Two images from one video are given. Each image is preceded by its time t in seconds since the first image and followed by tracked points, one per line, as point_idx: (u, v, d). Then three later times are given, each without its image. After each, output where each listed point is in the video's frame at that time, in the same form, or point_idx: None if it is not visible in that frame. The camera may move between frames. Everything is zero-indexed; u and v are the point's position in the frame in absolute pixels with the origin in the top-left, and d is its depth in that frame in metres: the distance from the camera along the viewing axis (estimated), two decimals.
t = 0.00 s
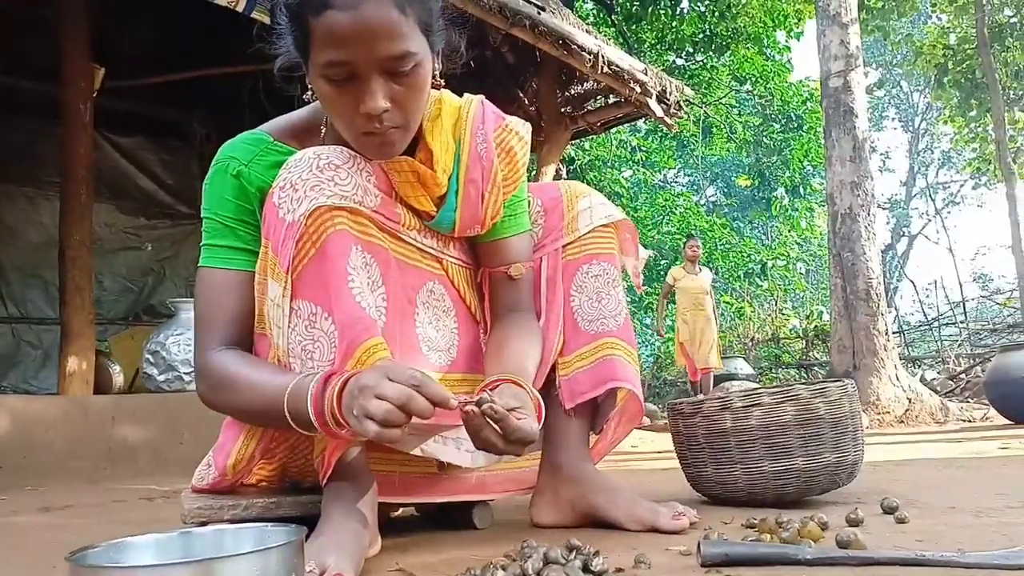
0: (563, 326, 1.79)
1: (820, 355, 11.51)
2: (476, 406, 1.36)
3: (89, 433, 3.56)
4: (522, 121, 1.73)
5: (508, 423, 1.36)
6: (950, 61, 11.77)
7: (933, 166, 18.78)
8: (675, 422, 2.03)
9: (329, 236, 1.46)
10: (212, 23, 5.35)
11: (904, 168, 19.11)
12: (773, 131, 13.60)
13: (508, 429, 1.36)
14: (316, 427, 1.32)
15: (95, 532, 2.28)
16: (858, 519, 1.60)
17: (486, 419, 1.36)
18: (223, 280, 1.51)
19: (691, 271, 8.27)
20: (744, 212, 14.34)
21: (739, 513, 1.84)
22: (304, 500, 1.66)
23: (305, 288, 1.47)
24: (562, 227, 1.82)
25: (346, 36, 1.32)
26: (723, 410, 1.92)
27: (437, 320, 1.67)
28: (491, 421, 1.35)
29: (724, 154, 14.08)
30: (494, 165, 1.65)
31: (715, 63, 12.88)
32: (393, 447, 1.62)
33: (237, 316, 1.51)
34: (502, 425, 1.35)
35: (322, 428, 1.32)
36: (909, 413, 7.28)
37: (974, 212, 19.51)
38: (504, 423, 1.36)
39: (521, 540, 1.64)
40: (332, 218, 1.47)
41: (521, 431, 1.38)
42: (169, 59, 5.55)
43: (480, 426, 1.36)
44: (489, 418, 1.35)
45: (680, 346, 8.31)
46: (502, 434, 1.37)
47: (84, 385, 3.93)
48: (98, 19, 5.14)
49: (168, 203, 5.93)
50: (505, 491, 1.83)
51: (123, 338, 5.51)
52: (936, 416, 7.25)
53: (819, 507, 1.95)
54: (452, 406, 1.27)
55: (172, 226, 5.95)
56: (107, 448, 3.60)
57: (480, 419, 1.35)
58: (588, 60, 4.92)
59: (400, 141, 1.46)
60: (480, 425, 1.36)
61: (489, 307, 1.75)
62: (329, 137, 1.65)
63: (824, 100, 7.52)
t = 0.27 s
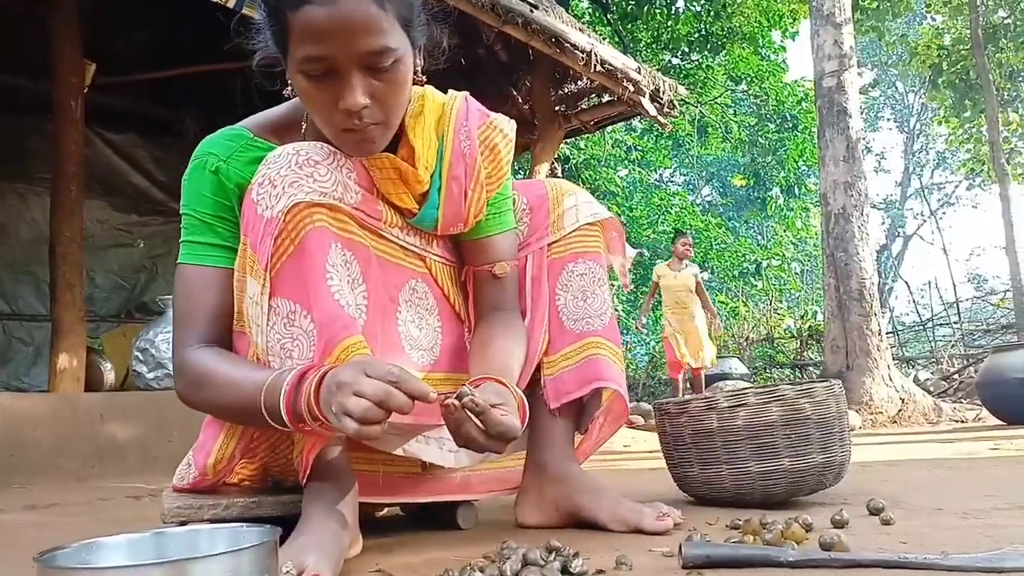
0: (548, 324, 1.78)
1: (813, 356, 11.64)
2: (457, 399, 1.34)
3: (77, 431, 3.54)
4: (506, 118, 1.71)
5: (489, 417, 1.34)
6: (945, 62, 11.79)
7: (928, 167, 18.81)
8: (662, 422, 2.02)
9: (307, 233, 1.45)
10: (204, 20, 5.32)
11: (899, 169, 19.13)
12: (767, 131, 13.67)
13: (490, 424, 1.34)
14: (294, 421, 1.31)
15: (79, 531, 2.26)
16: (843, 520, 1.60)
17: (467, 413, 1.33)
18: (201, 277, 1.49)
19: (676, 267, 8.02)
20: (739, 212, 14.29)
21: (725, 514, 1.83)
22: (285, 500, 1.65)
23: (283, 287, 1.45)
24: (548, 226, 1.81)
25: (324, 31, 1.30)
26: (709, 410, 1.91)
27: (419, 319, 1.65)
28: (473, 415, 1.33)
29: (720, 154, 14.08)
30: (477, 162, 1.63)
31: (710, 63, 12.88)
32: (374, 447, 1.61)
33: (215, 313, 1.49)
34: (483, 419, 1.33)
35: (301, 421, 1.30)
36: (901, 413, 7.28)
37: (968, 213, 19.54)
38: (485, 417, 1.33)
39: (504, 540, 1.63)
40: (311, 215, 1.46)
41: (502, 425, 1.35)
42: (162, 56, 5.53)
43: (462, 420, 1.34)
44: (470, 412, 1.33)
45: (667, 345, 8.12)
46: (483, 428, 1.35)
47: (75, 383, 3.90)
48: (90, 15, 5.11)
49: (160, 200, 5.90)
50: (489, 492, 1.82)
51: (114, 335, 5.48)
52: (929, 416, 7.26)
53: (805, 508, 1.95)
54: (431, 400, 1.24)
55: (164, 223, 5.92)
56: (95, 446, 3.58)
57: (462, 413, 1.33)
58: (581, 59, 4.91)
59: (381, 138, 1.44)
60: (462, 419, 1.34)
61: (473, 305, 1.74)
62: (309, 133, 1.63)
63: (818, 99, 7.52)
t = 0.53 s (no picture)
0: (545, 324, 1.76)
1: (819, 355, 11.59)
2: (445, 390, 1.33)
3: (79, 431, 3.54)
4: (501, 116, 1.70)
5: (480, 409, 1.33)
6: (951, 60, 11.70)
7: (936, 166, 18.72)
8: (660, 424, 2.01)
9: (300, 233, 1.44)
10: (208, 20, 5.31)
11: (907, 167, 19.06)
12: (772, 130, 13.61)
13: (482, 415, 1.33)
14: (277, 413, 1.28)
15: (79, 532, 2.26)
16: (841, 522, 1.58)
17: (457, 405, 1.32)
18: (194, 277, 1.49)
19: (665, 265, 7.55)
20: (745, 211, 14.35)
21: (723, 515, 1.82)
22: (279, 502, 1.64)
23: (276, 287, 1.44)
24: (545, 225, 1.80)
25: (314, 29, 1.29)
26: (707, 411, 1.90)
27: (415, 319, 1.64)
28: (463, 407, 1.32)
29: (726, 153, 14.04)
30: (472, 161, 1.63)
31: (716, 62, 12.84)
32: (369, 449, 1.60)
33: (208, 313, 1.48)
34: (473, 411, 1.33)
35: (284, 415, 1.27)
36: (907, 413, 7.24)
37: (976, 212, 19.46)
38: (476, 408, 1.33)
39: (499, 542, 1.62)
40: (304, 215, 1.45)
41: (495, 418, 1.35)
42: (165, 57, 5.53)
43: (451, 411, 1.33)
44: (461, 404, 1.32)
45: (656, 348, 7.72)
46: (476, 421, 1.34)
47: (79, 383, 3.90)
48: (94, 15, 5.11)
49: (165, 201, 5.90)
50: (486, 493, 1.81)
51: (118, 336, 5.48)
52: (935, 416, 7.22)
53: (804, 510, 1.93)
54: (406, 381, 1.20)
55: (168, 223, 5.92)
56: (96, 446, 3.58)
57: (451, 405, 1.32)
58: (584, 57, 4.89)
59: (374, 137, 1.43)
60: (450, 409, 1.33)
61: (469, 305, 1.72)
62: (303, 133, 1.63)
63: (823, 98, 7.49)
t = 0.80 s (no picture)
0: (540, 321, 1.75)
1: (824, 353, 11.52)
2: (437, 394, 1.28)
3: (80, 428, 3.54)
4: (496, 112, 1.70)
5: (473, 412, 1.29)
6: (958, 57, 11.62)
7: (943, 163, 18.64)
8: (657, 421, 1.99)
9: (291, 228, 1.42)
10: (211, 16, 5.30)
11: (914, 165, 18.97)
12: (779, 127, 13.59)
13: (475, 418, 1.29)
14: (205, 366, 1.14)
15: (76, 528, 2.25)
16: (836, 520, 1.57)
17: (451, 409, 1.27)
18: (183, 270, 1.48)
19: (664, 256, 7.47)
20: (750, 209, 14.46)
21: (718, 513, 1.81)
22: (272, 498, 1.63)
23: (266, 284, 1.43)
24: (540, 220, 1.79)
25: (303, 17, 1.30)
26: (703, 409, 1.88)
27: (408, 315, 1.63)
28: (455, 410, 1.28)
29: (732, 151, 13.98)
30: (466, 156, 1.62)
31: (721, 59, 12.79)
32: (362, 445, 1.60)
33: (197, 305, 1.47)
34: (468, 413, 1.29)
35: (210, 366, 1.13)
36: (911, 410, 7.21)
37: (982, 209, 19.39)
38: (470, 411, 1.29)
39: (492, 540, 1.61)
40: (295, 210, 1.43)
41: (487, 421, 1.31)
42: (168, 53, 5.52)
43: (444, 416, 1.28)
44: (454, 408, 1.28)
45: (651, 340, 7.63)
46: (468, 424, 1.30)
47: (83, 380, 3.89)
48: (97, 12, 5.10)
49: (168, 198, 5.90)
50: (481, 491, 1.80)
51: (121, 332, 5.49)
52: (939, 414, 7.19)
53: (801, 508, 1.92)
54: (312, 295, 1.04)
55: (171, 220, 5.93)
56: (97, 442, 3.58)
57: (444, 408, 1.27)
58: (586, 54, 4.88)
59: (363, 130, 1.42)
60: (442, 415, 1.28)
61: (463, 301, 1.71)
62: (295, 126, 1.62)
63: (828, 94, 7.47)
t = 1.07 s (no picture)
0: (532, 318, 1.74)
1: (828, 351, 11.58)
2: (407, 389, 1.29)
3: (78, 426, 3.54)
4: (483, 107, 1.68)
5: (444, 408, 1.29)
6: (962, 53, 11.57)
7: (948, 160, 18.57)
8: (651, 419, 1.98)
9: (271, 224, 1.42)
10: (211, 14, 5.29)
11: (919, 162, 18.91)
12: (783, 125, 13.51)
13: (445, 415, 1.30)
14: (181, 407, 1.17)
15: (71, 526, 2.25)
16: (830, 518, 1.56)
17: (421, 404, 1.28)
18: (165, 268, 1.47)
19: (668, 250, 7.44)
20: (755, 207, 14.51)
21: (712, 512, 1.79)
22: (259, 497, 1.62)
23: (247, 280, 1.42)
24: (531, 215, 1.77)
25: (283, 13, 1.28)
26: (697, 406, 1.87)
27: (394, 313, 1.62)
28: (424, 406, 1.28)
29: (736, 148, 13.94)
30: (452, 152, 1.60)
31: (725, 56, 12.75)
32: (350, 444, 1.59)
33: (178, 302, 1.46)
34: (437, 410, 1.29)
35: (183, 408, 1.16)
36: (915, 409, 7.15)
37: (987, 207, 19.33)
38: (440, 407, 1.29)
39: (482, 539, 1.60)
40: (276, 206, 1.42)
41: (460, 418, 1.31)
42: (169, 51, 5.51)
43: (413, 412, 1.29)
44: (423, 403, 1.28)
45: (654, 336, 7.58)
46: (439, 420, 1.30)
47: (84, 378, 3.89)
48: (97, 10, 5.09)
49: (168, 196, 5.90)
50: (473, 489, 1.79)
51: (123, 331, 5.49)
52: (943, 412, 7.17)
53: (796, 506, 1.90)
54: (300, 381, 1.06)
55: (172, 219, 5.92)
56: (95, 441, 3.57)
57: (412, 403, 1.28)
58: (586, 51, 4.86)
59: (346, 124, 1.41)
60: (413, 411, 1.29)
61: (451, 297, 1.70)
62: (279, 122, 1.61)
63: (830, 91, 7.45)
